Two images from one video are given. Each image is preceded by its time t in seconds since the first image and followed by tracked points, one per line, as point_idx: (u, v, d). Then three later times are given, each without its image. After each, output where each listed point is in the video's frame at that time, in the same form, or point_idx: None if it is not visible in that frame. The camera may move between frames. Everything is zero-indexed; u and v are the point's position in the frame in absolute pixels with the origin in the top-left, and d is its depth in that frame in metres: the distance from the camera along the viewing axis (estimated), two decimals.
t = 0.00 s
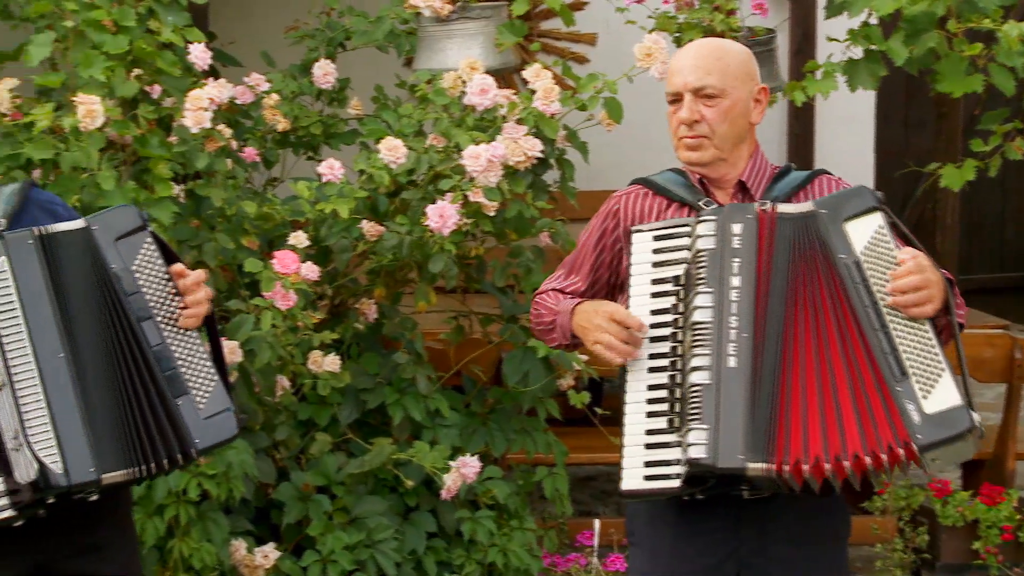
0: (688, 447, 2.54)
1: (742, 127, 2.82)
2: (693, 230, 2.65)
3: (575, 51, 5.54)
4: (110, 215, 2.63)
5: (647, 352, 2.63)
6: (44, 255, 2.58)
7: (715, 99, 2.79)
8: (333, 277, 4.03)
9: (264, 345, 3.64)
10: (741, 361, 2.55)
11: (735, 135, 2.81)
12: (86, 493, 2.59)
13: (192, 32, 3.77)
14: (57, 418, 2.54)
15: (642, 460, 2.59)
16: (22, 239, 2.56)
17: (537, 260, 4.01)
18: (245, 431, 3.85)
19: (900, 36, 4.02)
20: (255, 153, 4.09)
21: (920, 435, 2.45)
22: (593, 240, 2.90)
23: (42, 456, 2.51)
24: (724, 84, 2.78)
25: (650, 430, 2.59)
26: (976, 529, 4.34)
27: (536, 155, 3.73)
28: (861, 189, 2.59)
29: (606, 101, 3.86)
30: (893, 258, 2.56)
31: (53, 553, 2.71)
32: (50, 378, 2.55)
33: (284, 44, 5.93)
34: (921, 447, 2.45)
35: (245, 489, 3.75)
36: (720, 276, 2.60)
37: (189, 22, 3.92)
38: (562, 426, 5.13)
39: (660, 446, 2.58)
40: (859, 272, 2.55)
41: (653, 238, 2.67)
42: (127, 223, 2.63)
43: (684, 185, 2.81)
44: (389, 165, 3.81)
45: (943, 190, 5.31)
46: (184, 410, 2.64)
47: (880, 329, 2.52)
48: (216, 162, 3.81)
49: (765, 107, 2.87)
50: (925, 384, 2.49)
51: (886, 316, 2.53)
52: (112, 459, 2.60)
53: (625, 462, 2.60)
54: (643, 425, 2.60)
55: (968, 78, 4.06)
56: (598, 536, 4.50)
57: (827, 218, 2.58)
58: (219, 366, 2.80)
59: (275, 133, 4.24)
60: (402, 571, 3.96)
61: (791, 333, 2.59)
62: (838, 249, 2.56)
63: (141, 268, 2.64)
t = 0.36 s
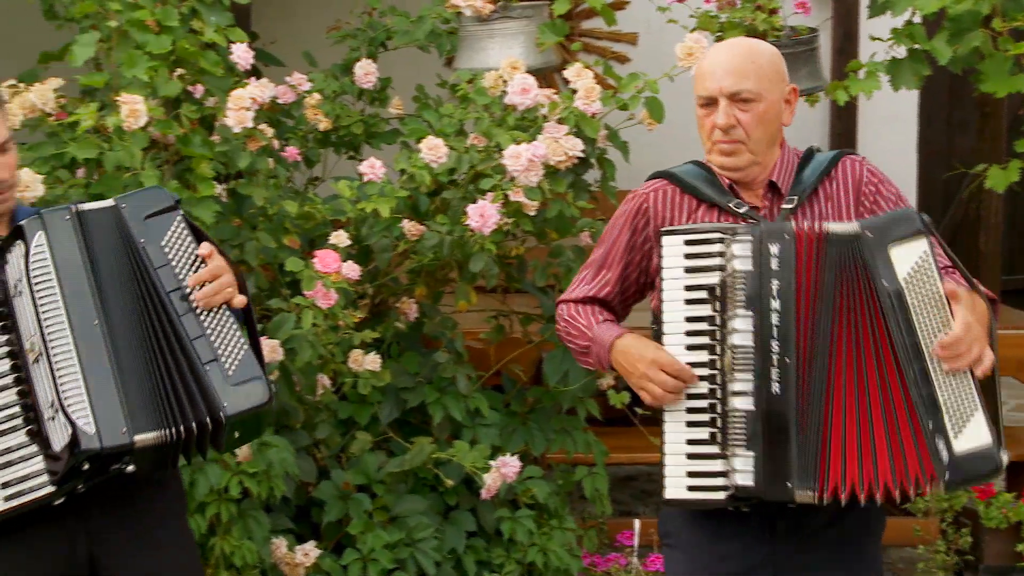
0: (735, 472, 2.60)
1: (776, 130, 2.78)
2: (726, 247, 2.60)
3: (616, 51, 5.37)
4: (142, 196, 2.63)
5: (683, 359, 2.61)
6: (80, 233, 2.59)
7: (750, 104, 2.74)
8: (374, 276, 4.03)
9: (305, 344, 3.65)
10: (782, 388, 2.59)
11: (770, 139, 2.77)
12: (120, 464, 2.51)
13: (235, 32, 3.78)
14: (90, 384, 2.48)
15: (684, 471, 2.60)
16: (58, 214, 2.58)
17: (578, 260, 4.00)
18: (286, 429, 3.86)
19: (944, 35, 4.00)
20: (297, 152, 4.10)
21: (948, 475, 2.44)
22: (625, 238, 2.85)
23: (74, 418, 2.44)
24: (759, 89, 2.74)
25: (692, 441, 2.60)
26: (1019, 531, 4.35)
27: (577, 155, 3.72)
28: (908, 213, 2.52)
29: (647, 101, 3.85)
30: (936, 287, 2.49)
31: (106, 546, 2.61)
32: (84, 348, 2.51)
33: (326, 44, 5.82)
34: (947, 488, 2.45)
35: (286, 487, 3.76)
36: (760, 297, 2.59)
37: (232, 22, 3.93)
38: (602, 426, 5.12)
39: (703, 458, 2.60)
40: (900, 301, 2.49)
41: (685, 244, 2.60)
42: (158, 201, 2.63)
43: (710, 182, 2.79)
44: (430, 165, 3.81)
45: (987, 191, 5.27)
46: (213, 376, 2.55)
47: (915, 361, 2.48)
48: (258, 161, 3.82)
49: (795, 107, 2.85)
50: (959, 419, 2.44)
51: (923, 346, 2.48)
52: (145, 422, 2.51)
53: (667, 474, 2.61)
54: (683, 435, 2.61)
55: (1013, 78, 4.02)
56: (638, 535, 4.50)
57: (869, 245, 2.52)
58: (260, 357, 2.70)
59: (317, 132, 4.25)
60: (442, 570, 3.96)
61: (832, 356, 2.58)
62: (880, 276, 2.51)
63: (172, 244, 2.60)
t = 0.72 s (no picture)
0: (770, 464, 2.53)
1: (825, 124, 2.75)
2: (769, 241, 2.60)
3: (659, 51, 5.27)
4: (179, 194, 2.64)
5: (720, 356, 2.60)
6: (114, 232, 2.61)
7: (803, 95, 2.71)
8: (417, 276, 4.03)
9: (348, 344, 3.66)
10: (820, 380, 2.54)
11: (820, 132, 2.74)
12: (152, 461, 2.55)
13: (279, 32, 3.79)
14: (120, 380, 2.52)
15: (719, 467, 2.57)
16: (93, 213, 2.60)
17: (621, 260, 4.00)
18: (328, 429, 3.87)
19: (991, 34, 3.97)
20: (340, 152, 4.10)
21: (956, 483, 2.47)
22: (665, 241, 2.82)
23: (101, 413, 2.49)
24: (812, 80, 2.71)
25: (728, 437, 2.58)
26: None
27: (620, 155, 3.72)
28: (966, 221, 2.53)
29: (691, 101, 3.84)
30: (978, 298, 2.51)
31: (145, 547, 2.65)
32: (116, 348, 2.54)
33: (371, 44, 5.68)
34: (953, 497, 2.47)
35: (329, 486, 3.76)
36: (800, 291, 2.57)
37: (276, 22, 3.95)
38: (645, 426, 5.11)
39: (737, 453, 2.57)
40: (940, 306, 2.52)
41: (727, 242, 2.61)
42: (193, 200, 2.64)
43: (754, 183, 2.77)
44: (473, 164, 3.81)
45: None
46: (235, 374, 2.57)
47: (947, 366, 2.51)
48: (302, 160, 3.83)
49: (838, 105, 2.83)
50: (976, 432, 2.48)
51: (955, 353, 2.50)
52: (170, 418, 2.55)
53: (702, 470, 2.58)
54: (719, 431, 2.58)
55: None
56: (681, 536, 4.49)
57: (920, 245, 2.54)
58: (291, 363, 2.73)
59: (360, 131, 4.26)
60: (484, 570, 3.96)
61: (874, 351, 2.56)
62: (927, 278, 2.53)
63: (206, 244, 2.62)
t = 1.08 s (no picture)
0: (807, 462, 2.52)
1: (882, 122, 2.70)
2: (809, 238, 2.58)
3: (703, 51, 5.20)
4: (225, 203, 2.62)
5: (762, 353, 2.57)
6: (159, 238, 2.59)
7: (865, 93, 2.65)
8: (460, 275, 4.04)
9: (391, 343, 3.66)
10: (858, 377, 2.52)
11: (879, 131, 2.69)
12: (188, 472, 2.54)
13: (324, 33, 3.80)
14: (157, 390, 2.50)
15: (759, 464, 2.56)
16: (136, 219, 2.57)
17: (664, 260, 4.01)
18: (371, 427, 3.88)
19: None
20: (384, 152, 4.13)
21: (975, 478, 2.46)
22: (709, 238, 2.81)
23: (137, 425, 2.47)
24: (875, 78, 2.65)
25: (767, 434, 2.56)
26: None
27: (663, 154, 3.72)
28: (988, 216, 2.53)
29: (735, 101, 3.83)
30: (998, 294, 2.51)
31: (187, 549, 2.64)
32: (152, 355, 2.51)
33: (413, 44, 5.62)
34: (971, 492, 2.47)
35: (372, 485, 3.78)
36: (840, 289, 2.55)
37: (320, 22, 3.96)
38: (687, 427, 5.10)
39: (777, 450, 2.55)
40: (962, 300, 2.51)
41: (770, 238, 2.59)
42: (239, 210, 2.62)
43: (799, 181, 2.72)
44: (517, 164, 3.81)
45: None
46: (269, 392, 2.53)
47: (967, 360, 2.50)
48: (346, 160, 3.84)
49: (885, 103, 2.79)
50: (994, 427, 2.48)
51: (977, 348, 2.50)
52: (206, 432, 2.52)
53: (741, 467, 2.57)
54: (759, 429, 2.57)
55: None
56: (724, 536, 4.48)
57: (943, 239, 2.53)
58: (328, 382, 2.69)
59: (404, 131, 4.27)
60: (527, 570, 3.97)
61: (898, 345, 2.54)
62: (949, 272, 2.52)
63: (249, 255, 2.60)
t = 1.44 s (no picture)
0: (854, 466, 2.47)
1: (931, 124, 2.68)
2: (855, 241, 2.54)
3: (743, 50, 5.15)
4: (269, 202, 2.64)
5: (806, 356, 2.53)
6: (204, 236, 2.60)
7: (917, 94, 2.62)
8: (499, 275, 4.04)
9: (429, 342, 3.67)
10: (905, 381, 2.48)
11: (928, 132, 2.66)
12: (233, 470, 2.55)
13: (364, 33, 3.81)
14: (205, 388, 2.51)
15: (803, 468, 2.51)
16: (183, 216, 2.58)
17: (702, 260, 4.00)
18: (409, 427, 3.88)
19: None
20: (423, 151, 4.14)
21: (1001, 482, 2.40)
22: (755, 238, 2.78)
23: (185, 423, 2.49)
24: (927, 79, 2.63)
25: (812, 438, 2.51)
26: None
27: (702, 154, 3.71)
28: None
29: (775, 100, 3.82)
30: None
31: (228, 545, 2.65)
32: (201, 352, 2.54)
33: (453, 43, 5.61)
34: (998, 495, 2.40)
35: (410, 485, 3.78)
36: (888, 291, 2.52)
37: (360, 22, 3.97)
38: (725, 426, 5.09)
39: (822, 454, 2.50)
40: (995, 302, 2.47)
41: (814, 240, 2.54)
42: (283, 209, 2.64)
43: (845, 179, 2.70)
44: (556, 164, 3.82)
45: None
46: (313, 392, 2.55)
47: (999, 363, 2.45)
48: (385, 159, 3.85)
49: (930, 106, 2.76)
50: None
51: (1008, 350, 2.45)
52: (254, 432, 2.52)
53: (786, 471, 2.52)
54: (803, 433, 2.52)
55: None
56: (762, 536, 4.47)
57: (980, 240, 2.48)
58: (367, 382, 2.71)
59: (443, 131, 4.27)
60: (565, 570, 3.97)
61: (938, 347, 2.50)
62: (983, 274, 2.48)
63: (293, 253, 2.62)
